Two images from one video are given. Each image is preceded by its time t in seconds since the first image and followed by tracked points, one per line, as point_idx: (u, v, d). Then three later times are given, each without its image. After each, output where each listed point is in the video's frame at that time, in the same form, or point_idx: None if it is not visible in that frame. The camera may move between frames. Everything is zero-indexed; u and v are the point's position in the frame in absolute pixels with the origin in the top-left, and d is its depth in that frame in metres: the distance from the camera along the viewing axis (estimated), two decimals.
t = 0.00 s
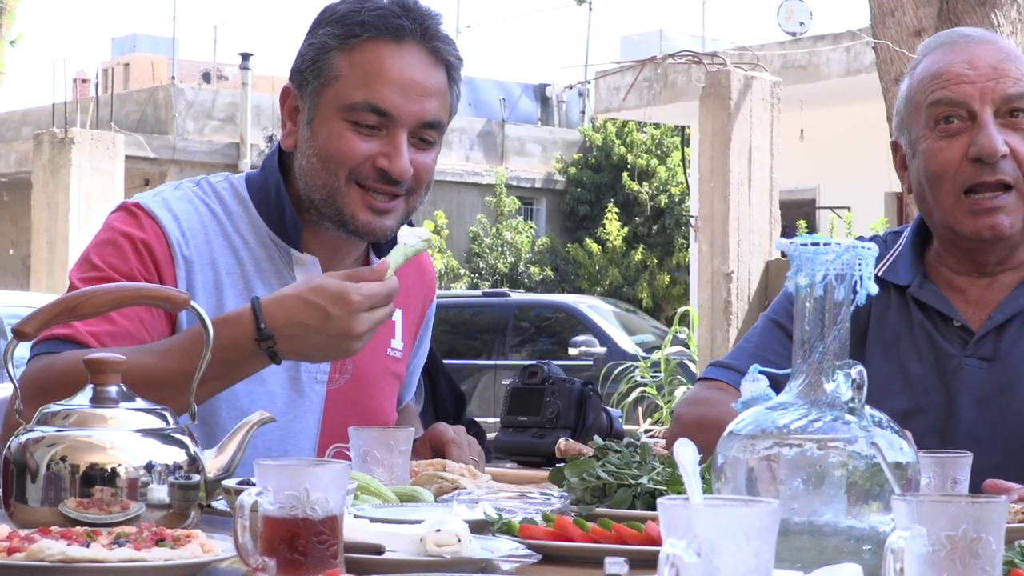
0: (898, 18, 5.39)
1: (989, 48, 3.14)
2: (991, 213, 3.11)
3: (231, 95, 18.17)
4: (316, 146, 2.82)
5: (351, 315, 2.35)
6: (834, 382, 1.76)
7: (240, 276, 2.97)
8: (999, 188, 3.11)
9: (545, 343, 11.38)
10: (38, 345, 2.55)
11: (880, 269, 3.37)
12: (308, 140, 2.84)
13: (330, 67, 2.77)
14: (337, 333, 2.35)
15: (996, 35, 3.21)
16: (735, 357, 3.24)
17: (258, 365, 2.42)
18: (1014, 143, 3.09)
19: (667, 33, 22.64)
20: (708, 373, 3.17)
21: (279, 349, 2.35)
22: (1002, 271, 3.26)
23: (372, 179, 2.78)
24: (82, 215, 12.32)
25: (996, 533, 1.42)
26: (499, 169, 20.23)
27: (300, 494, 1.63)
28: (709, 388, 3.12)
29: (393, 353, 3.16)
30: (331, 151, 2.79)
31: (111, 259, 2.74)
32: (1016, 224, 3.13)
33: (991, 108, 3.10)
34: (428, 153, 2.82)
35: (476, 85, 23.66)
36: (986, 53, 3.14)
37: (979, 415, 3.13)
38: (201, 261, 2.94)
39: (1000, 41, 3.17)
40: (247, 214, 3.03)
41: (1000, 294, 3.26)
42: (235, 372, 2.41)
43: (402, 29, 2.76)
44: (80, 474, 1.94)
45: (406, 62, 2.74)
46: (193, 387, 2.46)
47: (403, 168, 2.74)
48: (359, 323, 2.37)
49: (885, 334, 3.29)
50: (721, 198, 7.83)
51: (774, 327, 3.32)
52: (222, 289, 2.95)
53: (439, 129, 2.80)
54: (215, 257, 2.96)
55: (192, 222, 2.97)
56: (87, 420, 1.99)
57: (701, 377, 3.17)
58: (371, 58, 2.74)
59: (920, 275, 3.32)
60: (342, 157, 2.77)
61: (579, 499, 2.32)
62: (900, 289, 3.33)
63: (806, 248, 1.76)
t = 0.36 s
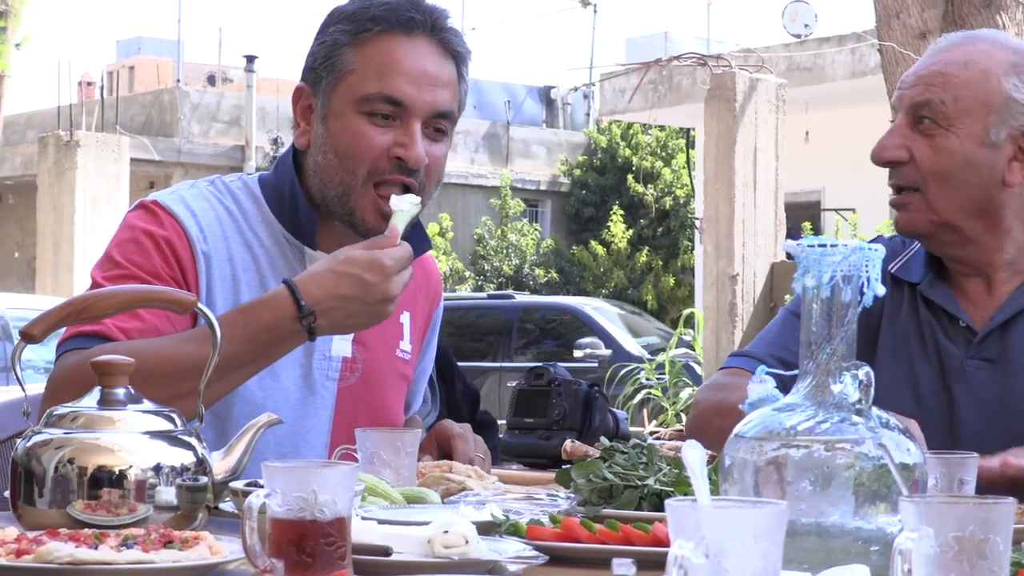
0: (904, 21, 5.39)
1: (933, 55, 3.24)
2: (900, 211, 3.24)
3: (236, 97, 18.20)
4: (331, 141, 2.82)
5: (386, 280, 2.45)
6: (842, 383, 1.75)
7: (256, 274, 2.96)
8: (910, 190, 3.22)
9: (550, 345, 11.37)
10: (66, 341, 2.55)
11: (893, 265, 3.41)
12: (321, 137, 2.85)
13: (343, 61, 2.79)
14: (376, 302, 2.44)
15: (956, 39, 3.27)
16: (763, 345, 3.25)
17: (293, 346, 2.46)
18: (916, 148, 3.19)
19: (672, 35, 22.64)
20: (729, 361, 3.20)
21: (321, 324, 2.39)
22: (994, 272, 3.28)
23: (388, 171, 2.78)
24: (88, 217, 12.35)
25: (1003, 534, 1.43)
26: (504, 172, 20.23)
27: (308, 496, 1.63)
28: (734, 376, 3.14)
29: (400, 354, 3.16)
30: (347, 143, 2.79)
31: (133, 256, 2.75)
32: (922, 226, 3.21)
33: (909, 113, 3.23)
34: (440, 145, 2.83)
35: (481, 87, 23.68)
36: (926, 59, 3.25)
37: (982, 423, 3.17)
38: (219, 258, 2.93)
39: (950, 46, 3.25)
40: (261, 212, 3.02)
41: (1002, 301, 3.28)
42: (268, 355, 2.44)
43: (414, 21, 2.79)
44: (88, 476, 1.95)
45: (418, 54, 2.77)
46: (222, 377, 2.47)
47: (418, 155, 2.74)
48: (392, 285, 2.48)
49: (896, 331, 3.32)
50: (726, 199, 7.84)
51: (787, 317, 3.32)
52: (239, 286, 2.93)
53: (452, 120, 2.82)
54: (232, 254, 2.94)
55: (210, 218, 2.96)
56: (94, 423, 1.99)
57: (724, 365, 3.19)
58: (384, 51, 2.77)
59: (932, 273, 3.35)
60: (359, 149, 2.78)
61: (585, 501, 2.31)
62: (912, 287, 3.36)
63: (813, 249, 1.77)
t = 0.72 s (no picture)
0: (906, 20, 5.38)
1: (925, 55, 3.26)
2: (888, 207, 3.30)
3: (237, 94, 18.19)
4: (320, 147, 2.80)
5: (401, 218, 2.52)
6: (844, 383, 1.75)
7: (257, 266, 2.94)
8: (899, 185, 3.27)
9: (550, 343, 11.35)
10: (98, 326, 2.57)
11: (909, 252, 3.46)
12: (312, 142, 2.84)
13: (330, 65, 2.76)
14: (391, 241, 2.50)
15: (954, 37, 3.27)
16: (789, 341, 3.26)
17: (321, 297, 2.45)
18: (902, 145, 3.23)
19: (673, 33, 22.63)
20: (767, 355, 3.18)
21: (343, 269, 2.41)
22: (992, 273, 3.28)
23: (377, 175, 2.77)
24: (88, 214, 12.35)
25: (1006, 535, 1.43)
26: (505, 169, 20.22)
27: (309, 495, 1.63)
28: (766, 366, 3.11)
29: (398, 349, 3.09)
30: (335, 149, 2.77)
31: (147, 244, 2.77)
32: (910, 222, 3.26)
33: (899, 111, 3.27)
34: (431, 146, 2.79)
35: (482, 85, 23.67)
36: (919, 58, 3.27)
37: (970, 415, 3.18)
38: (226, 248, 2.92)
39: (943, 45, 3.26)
40: (258, 209, 2.99)
41: (997, 288, 3.28)
42: (298, 308, 2.43)
43: (399, 25, 2.75)
44: (89, 474, 1.94)
45: (404, 56, 2.73)
46: (255, 334, 2.42)
47: (405, 161, 2.71)
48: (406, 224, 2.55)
49: (896, 327, 3.36)
50: (727, 199, 7.82)
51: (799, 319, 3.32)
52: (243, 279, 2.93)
53: (441, 121, 2.78)
54: (237, 244, 2.94)
55: (215, 207, 2.95)
56: (95, 419, 1.99)
57: (762, 357, 3.18)
58: (370, 55, 2.73)
59: (941, 264, 3.38)
60: (347, 157, 2.76)
61: (586, 500, 2.30)
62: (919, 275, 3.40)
63: (816, 249, 1.76)
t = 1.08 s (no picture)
0: (899, 24, 5.37)
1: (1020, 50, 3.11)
2: None
3: (231, 95, 18.17)
4: (310, 144, 2.78)
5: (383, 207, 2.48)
6: (836, 388, 1.76)
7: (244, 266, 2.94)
8: None
9: (543, 345, 11.38)
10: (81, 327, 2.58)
11: (890, 263, 3.37)
12: (301, 140, 2.82)
13: (318, 64, 2.76)
14: (374, 229, 2.46)
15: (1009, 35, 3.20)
16: (759, 340, 3.23)
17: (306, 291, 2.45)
18: None
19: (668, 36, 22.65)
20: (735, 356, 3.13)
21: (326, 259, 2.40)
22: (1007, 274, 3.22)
23: (367, 174, 2.74)
24: (81, 214, 12.33)
25: (998, 539, 1.42)
26: (499, 172, 20.22)
27: (303, 497, 1.63)
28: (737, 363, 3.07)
29: (388, 349, 3.09)
30: (325, 148, 2.75)
31: (132, 244, 2.77)
32: None
33: None
34: (418, 145, 2.77)
35: (476, 87, 23.70)
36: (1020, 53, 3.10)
37: (978, 410, 3.15)
38: (212, 246, 2.92)
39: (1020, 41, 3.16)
40: (246, 208, 2.99)
41: (1008, 286, 3.22)
42: (283, 302, 2.44)
43: (387, 24, 2.76)
44: (82, 475, 1.94)
45: (392, 55, 2.73)
46: (239, 329, 2.43)
47: (395, 157, 2.70)
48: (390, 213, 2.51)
49: (893, 321, 3.30)
50: (721, 202, 7.83)
51: (783, 311, 3.30)
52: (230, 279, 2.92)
53: (429, 120, 2.78)
54: (223, 245, 2.94)
55: (200, 207, 2.94)
56: (88, 421, 1.99)
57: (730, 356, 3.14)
58: (358, 54, 2.73)
59: (933, 265, 3.32)
60: (336, 154, 2.74)
61: (579, 502, 2.30)
62: (909, 282, 3.33)
63: (809, 253, 1.76)
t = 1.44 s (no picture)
0: (892, 27, 5.37)
1: None
2: None
3: (225, 96, 18.16)
4: (298, 140, 2.79)
5: (322, 235, 2.32)
6: (830, 391, 1.76)
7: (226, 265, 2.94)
8: None
9: (536, 347, 11.33)
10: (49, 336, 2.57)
11: (872, 269, 3.32)
12: (286, 136, 2.83)
13: (299, 59, 2.79)
14: (312, 260, 2.33)
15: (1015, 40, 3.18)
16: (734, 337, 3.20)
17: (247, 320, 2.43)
18: None
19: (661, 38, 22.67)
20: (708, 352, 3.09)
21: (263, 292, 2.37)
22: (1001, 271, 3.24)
23: (360, 164, 2.76)
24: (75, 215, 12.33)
25: (989, 543, 1.43)
26: (492, 173, 20.23)
27: (296, 499, 1.63)
28: (708, 357, 3.03)
29: (377, 343, 3.09)
30: (312, 141, 2.77)
31: (105, 255, 2.77)
32: None
33: None
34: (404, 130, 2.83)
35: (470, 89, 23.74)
36: None
37: (987, 401, 3.16)
38: (188, 250, 2.92)
39: None
40: (229, 208, 2.99)
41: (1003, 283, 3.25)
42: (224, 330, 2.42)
43: (365, 14, 2.79)
44: (75, 476, 1.94)
45: (373, 44, 2.77)
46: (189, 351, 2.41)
47: (387, 146, 2.74)
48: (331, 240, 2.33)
49: (887, 317, 3.26)
50: (714, 204, 7.84)
51: (766, 312, 3.26)
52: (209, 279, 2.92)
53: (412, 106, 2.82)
54: (201, 247, 2.93)
55: (178, 210, 2.94)
56: (83, 423, 1.99)
57: (700, 353, 3.07)
58: (339, 46, 2.76)
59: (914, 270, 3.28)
60: (326, 146, 2.76)
61: (573, 505, 2.33)
62: (895, 286, 3.29)
63: (802, 256, 1.78)
